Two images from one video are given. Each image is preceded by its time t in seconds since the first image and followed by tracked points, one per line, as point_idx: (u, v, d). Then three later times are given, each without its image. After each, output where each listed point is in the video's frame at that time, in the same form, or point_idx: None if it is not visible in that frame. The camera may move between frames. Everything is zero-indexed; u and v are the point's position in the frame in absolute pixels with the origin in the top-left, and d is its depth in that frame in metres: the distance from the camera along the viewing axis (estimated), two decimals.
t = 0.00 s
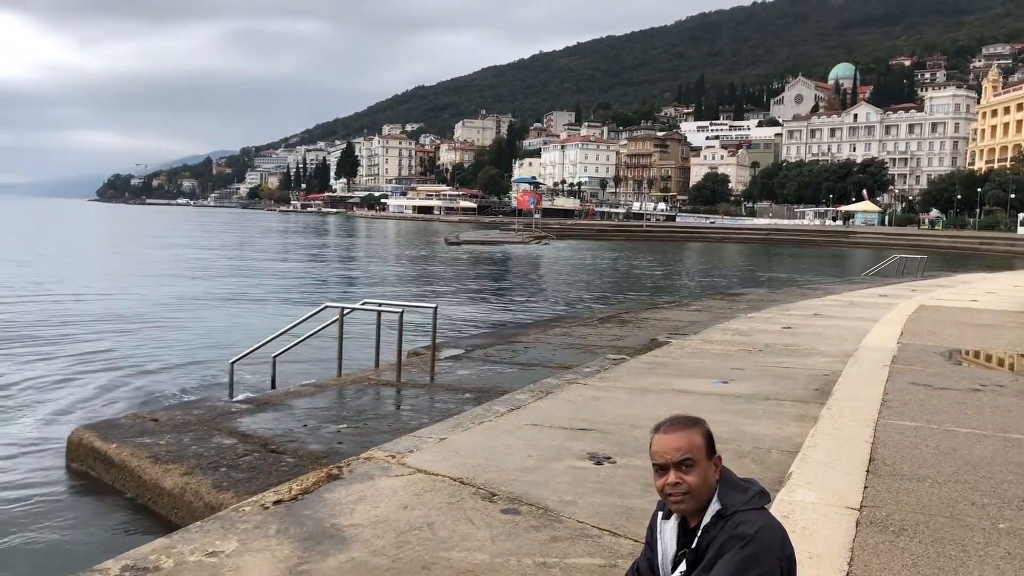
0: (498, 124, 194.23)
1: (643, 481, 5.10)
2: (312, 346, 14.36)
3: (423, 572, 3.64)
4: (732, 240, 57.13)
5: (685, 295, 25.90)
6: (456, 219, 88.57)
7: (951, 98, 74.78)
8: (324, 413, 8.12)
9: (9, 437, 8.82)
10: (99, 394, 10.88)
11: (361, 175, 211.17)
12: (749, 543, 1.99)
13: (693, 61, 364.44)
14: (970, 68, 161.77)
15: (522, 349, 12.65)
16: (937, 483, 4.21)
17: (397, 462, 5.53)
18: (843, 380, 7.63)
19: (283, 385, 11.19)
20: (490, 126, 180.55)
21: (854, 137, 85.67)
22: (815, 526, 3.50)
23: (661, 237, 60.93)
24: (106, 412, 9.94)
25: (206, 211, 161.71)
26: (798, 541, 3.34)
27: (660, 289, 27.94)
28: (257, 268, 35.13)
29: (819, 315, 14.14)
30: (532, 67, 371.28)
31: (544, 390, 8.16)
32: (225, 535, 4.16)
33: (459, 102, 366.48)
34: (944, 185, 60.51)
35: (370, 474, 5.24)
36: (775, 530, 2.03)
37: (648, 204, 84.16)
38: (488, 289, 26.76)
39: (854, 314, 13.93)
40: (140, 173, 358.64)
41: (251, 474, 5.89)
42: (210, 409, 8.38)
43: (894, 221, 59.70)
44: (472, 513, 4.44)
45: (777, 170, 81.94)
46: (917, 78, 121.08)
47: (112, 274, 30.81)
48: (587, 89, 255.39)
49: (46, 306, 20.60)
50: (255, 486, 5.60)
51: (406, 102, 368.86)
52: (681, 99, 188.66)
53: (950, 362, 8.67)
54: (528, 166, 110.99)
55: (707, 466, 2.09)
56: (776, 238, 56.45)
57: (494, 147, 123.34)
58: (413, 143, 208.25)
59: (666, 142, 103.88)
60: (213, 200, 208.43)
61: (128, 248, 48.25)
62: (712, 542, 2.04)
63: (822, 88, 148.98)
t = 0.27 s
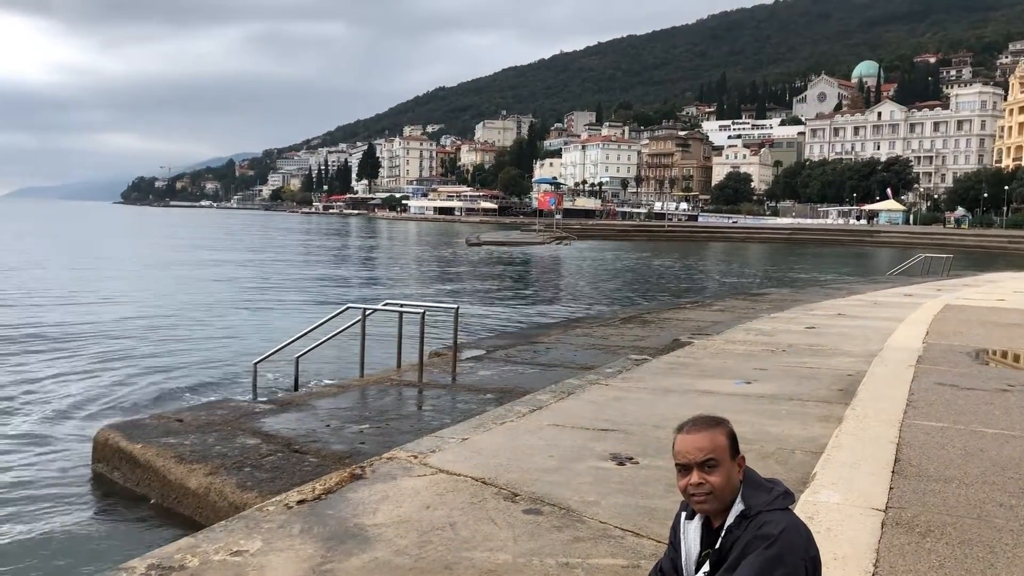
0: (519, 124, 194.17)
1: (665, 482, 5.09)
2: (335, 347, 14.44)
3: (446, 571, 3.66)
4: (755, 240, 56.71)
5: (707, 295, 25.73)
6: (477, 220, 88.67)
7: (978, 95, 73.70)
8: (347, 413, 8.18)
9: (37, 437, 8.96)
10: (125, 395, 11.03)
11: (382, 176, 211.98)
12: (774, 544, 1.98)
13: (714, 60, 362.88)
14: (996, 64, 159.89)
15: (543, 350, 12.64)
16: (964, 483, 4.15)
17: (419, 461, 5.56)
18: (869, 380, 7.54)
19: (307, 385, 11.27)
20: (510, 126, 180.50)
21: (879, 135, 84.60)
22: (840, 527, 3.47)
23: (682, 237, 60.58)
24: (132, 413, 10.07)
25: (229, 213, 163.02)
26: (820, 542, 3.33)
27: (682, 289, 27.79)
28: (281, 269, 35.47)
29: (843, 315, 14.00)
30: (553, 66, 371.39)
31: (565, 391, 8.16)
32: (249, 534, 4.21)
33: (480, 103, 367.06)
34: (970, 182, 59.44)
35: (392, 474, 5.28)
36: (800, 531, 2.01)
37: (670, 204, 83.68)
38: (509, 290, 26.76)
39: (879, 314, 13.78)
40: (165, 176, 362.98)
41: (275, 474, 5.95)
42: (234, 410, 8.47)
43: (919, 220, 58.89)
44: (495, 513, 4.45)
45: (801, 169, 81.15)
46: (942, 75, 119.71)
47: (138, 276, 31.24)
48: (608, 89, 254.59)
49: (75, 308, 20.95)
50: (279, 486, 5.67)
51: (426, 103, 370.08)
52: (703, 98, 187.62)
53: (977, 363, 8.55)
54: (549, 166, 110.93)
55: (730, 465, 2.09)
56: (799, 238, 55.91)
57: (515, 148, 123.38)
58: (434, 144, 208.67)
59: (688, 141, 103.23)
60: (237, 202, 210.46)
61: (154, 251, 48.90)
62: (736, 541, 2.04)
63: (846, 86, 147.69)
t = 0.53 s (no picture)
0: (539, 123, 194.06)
1: (687, 482, 5.08)
2: (356, 347, 14.52)
3: (467, 571, 3.68)
4: (777, 239, 56.23)
5: (729, 294, 25.55)
6: (497, 220, 88.71)
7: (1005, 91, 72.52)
8: (369, 413, 8.22)
9: (64, 435, 9.10)
10: (151, 394, 11.17)
11: (403, 176, 212.68)
12: (798, 546, 1.97)
13: (736, 58, 361.24)
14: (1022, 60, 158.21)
15: (563, 349, 12.62)
16: (993, 484, 4.09)
17: (440, 461, 5.58)
18: (893, 380, 7.46)
19: (329, 385, 11.34)
20: (530, 126, 180.39)
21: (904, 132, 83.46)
22: (865, 528, 3.43)
23: (703, 236, 60.19)
24: (158, 412, 10.21)
25: (252, 213, 164.29)
26: (844, 540, 3.30)
27: (703, 289, 27.63)
28: (302, 269, 35.63)
29: (867, 314, 13.85)
30: (573, 65, 371.37)
31: (586, 391, 8.15)
32: (273, 532, 4.25)
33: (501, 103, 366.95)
34: (996, 179, 58.15)
35: (413, 473, 5.30)
36: (825, 531, 2.00)
37: (691, 203, 83.19)
38: (529, 290, 26.75)
39: (903, 313, 13.61)
40: (189, 176, 365.95)
41: (297, 473, 6.00)
42: (257, 409, 8.55)
43: (945, 218, 58.00)
44: (516, 514, 4.46)
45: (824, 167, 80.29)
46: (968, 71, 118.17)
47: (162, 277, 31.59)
48: (629, 87, 253.33)
49: (100, 308, 21.22)
50: (302, 485, 5.72)
51: (447, 103, 370.58)
52: (724, 96, 186.52)
53: (1003, 362, 8.42)
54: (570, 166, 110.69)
55: (751, 466, 2.06)
56: (823, 237, 55.30)
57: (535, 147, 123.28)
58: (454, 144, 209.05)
59: (710, 140, 102.55)
60: (259, 201, 211.75)
61: (178, 250, 49.38)
62: (759, 542, 2.02)
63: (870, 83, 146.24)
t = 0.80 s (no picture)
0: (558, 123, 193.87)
1: (706, 483, 5.06)
2: (375, 346, 14.57)
3: (486, 570, 3.68)
4: (797, 238, 55.78)
5: (749, 295, 25.36)
6: (515, 219, 88.60)
7: None
8: (387, 412, 8.26)
9: (84, 434, 9.19)
10: (171, 394, 11.27)
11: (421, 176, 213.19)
12: (818, 549, 1.96)
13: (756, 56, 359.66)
14: None
15: (582, 349, 12.59)
16: (1017, 487, 4.04)
17: (459, 460, 5.60)
18: (915, 381, 7.37)
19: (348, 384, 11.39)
20: (549, 125, 180.13)
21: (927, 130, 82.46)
22: (888, 531, 3.40)
23: (723, 236, 59.80)
24: (177, 411, 10.30)
25: (272, 213, 165.22)
26: (865, 543, 3.28)
27: (722, 289, 27.46)
28: (321, 269, 35.79)
29: (888, 315, 13.71)
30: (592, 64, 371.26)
31: (605, 391, 8.14)
32: (292, 531, 4.28)
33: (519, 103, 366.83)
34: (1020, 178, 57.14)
35: (432, 473, 5.32)
36: (844, 534, 1.99)
37: (711, 202, 82.67)
38: (547, 290, 26.72)
39: (926, 314, 13.45)
40: (210, 176, 368.81)
41: (316, 472, 6.04)
42: (277, 408, 8.59)
43: (968, 218, 57.22)
44: (535, 514, 4.46)
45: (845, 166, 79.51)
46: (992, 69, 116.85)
47: (182, 276, 31.85)
48: (648, 86, 252.21)
49: (122, 308, 21.45)
50: (321, 484, 5.75)
51: (465, 103, 370.87)
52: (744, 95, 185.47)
53: None
54: (588, 165, 110.40)
55: (768, 468, 2.05)
56: (843, 236, 54.78)
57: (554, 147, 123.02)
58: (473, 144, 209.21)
59: (729, 139, 101.92)
60: (278, 200, 213.15)
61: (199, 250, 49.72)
62: (778, 545, 2.01)
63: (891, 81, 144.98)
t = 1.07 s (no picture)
0: (573, 122, 193.60)
1: (720, 484, 5.04)
2: (389, 345, 14.61)
3: (500, 569, 3.68)
4: (813, 238, 55.43)
5: (764, 295, 25.25)
6: (530, 219, 88.45)
7: None
8: (401, 410, 8.29)
9: (100, 433, 9.26)
10: (185, 392, 11.34)
11: (436, 175, 213.39)
12: (830, 552, 1.95)
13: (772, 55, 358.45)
14: None
15: (596, 349, 12.58)
16: None
17: (472, 460, 5.61)
18: (932, 381, 7.31)
19: (362, 383, 11.43)
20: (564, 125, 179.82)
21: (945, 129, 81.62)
22: (900, 531, 3.38)
23: (738, 236, 59.52)
24: (192, 409, 10.35)
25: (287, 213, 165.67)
26: (878, 543, 3.26)
27: (737, 289, 27.35)
28: (336, 268, 35.92)
29: (904, 315, 13.60)
30: (608, 64, 371.47)
31: (619, 390, 8.12)
32: (306, 528, 4.32)
33: (534, 102, 366.56)
34: None
35: (446, 471, 5.34)
36: (858, 534, 1.98)
37: (726, 202, 82.23)
38: (561, 289, 26.67)
39: (942, 314, 13.33)
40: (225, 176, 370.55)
41: (330, 470, 6.08)
42: (291, 406, 8.63)
43: (986, 218, 56.63)
44: (549, 513, 4.46)
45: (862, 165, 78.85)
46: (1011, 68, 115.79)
47: (198, 275, 32.01)
48: (663, 85, 251.21)
49: (138, 306, 21.62)
50: (334, 482, 5.78)
51: (480, 102, 370.95)
52: (760, 95, 184.59)
53: None
54: (603, 165, 110.12)
55: (783, 468, 2.04)
56: (860, 236, 54.37)
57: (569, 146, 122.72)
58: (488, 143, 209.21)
59: (745, 138, 101.39)
60: (294, 200, 214.02)
61: (216, 250, 49.93)
62: (791, 546, 2.00)
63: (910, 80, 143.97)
